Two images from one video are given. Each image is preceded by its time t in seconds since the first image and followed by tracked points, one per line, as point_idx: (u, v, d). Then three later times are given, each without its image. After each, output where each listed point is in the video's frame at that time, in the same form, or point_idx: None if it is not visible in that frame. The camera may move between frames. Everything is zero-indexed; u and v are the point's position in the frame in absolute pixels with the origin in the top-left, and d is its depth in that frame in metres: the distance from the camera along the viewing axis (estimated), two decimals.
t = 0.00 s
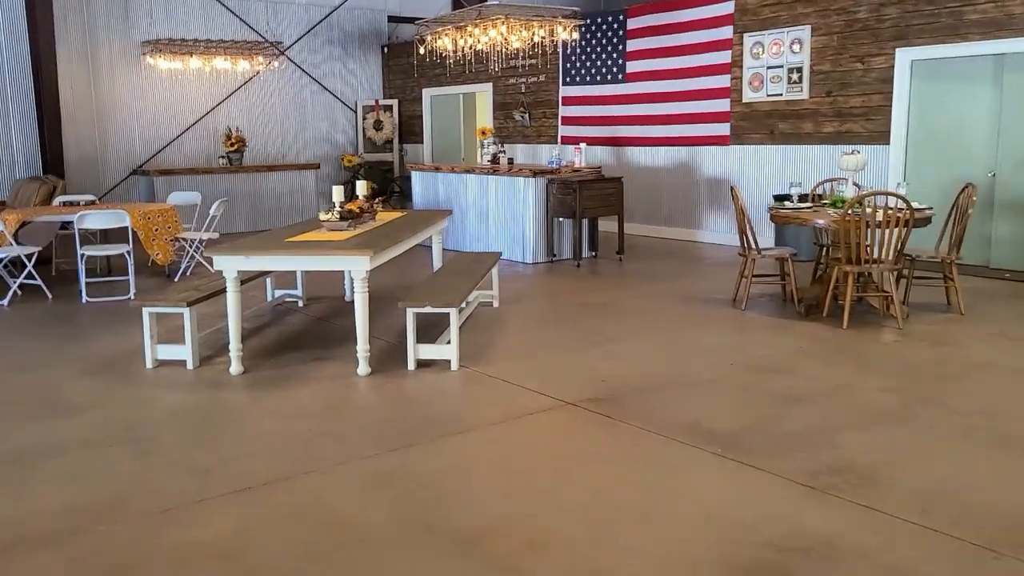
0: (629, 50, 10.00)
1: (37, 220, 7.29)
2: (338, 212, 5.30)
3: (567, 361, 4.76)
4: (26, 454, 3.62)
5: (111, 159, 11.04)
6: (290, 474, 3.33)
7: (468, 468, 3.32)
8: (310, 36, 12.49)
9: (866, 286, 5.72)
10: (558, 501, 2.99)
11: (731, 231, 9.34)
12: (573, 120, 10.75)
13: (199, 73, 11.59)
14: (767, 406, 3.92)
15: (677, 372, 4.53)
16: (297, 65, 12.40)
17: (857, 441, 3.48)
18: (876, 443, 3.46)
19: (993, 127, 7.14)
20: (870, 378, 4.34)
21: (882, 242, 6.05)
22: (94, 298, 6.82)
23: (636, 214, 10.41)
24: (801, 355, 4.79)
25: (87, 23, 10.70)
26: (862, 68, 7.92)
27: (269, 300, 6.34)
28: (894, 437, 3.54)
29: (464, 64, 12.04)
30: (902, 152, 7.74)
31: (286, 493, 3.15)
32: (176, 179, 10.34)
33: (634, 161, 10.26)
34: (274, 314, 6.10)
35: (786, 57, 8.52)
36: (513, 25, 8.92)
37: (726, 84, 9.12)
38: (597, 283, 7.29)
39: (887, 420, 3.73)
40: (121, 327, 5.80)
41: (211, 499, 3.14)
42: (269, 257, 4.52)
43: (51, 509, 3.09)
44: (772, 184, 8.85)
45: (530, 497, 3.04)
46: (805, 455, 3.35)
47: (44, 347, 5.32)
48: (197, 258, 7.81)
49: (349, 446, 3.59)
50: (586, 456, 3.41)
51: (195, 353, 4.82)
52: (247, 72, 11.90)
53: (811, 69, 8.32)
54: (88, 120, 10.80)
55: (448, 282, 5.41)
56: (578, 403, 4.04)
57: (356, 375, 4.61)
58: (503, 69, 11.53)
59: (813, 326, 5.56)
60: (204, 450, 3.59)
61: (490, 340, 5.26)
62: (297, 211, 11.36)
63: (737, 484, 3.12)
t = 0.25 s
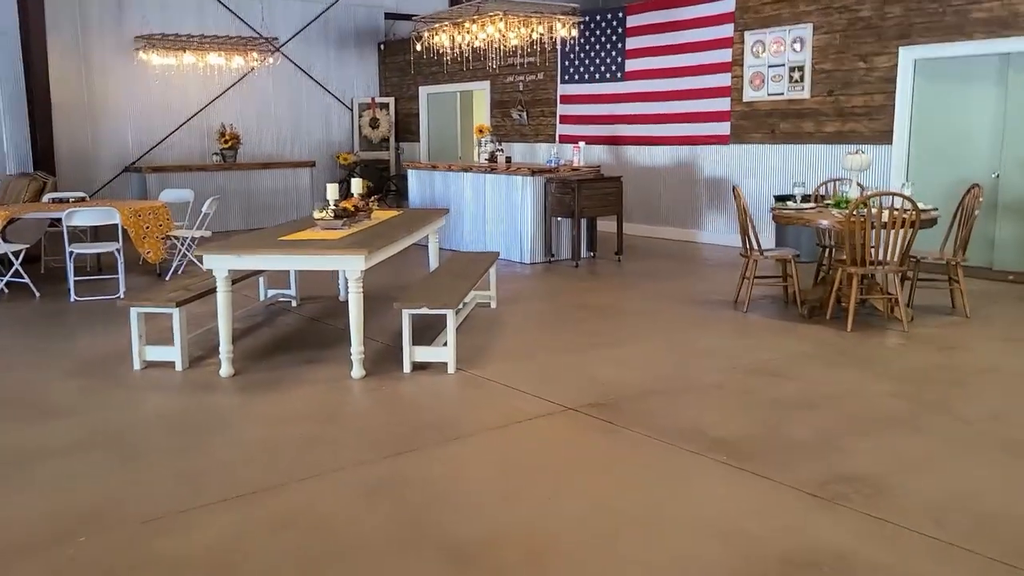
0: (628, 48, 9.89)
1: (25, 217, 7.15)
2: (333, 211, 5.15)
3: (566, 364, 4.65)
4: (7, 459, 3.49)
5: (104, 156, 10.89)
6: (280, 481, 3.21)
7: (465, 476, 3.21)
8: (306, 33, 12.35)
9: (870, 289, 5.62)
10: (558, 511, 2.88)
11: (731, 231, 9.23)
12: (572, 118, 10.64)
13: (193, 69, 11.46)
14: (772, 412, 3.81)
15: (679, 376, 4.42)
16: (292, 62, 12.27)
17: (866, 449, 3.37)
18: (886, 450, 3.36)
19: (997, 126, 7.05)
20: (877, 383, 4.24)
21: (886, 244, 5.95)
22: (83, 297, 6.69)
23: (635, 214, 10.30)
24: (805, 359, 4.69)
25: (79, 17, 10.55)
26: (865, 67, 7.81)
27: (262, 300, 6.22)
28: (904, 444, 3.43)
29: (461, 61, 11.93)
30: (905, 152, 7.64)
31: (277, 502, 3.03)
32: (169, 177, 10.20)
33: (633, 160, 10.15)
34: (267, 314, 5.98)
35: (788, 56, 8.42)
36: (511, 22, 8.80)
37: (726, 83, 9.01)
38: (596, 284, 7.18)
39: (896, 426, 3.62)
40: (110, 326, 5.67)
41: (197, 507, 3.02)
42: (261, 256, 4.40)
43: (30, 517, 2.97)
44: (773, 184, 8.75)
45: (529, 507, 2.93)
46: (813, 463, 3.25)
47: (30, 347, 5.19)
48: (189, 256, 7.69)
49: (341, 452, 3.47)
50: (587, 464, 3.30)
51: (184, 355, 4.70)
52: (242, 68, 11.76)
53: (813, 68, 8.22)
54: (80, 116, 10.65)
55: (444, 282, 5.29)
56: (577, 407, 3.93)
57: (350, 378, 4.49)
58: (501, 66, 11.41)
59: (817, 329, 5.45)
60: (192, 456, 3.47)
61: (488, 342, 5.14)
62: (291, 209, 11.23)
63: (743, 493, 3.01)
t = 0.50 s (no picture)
0: (617, 52, 9.78)
1: None
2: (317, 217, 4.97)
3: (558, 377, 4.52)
4: None
5: (83, 159, 10.67)
6: (261, 505, 3.06)
7: (455, 499, 3.07)
8: (291, 35, 12.18)
9: (866, 298, 5.52)
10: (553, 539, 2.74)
11: (721, 237, 9.13)
12: (560, 123, 10.53)
13: (175, 70, 11.26)
14: (772, 428, 3.69)
15: (674, 389, 4.30)
16: (277, 64, 12.09)
17: (871, 467, 3.25)
18: (892, 470, 3.24)
19: (991, 132, 6.97)
20: (877, 396, 4.13)
21: (882, 252, 5.85)
22: (59, 305, 6.49)
23: (624, 219, 10.18)
24: (802, 371, 4.57)
25: (58, 18, 10.34)
26: (857, 72, 7.73)
27: (244, 309, 6.06)
28: (909, 462, 3.32)
29: (448, 65, 11.81)
30: (898, 159, 7.56)
31: (257, 529, 2.88)
32: (150, 181, 9.99)
33: (623, 165, 10.04)
34: (249, 323, 5.82)
35: (779, 61, 8.33)
36: (500, 25, 8.68)
37: (717, 88, 8.91)
38: (587, 291, 7.06)
39: (900, 443, 3.51)
40: (86, 337, 5.50)
41: (174, 534, 2.87)
42: (242, 265, 4.24)
43: None
44: (764, 190, 8.65)
45: (523, 534, 2.79)
46: (817, 483, 3.13)
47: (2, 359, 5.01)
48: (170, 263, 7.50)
49: (325, 473, 3.32)
50: (583, 484, 3.16)
51: (161, 367, 4.55)
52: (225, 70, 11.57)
53: (804, 73, 8.14)
54: (59, 118, 10.43)
55: (432, 291, 5.15)
56: (570, 423, 3.80)
57: (335, 391, 4.34)
58: (489, 70, 11.29)
59: (813, 338, 5.35)
60: (168, 478, 3.32)
61: (477, 353, 5.00)
62: (275, 213, 11.04)
63: (746, 516, 2.88)
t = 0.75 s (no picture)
0: (608, 53, 9.70)
1: None
2: (305, 222, 4.86)
3: (552, 385, 4.42)
4: None
5: (66, 160, 10.50)
6: (248, 523, 2.94)
7: (450, 515, 2.96)
8: (277, 35, 12.04)
9: (863, 302, 5.44)
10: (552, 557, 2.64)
11: (714, 239, 9.06)
12: (550, 124, 10.44)
13: (160, 71, 11.10)
14: (773, 437, 3.60)
15: (672, 397, 4.21)
16: (263, 65, 11.95)
17: (876, 478, 3.17)
18: (898, 481, 3.16)
19: (986, 133, 6.92)
20: (878, 403, 4.05)
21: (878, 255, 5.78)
22: (41, 312, 6.35)
23: (616, 221, 10.10)
24: (801, 377, 4.50)
25: (40, 18, 10.16)
26: (850, 73, 7.68)
27: (230, 314, 5.94)
28: (914, 472, 3.24)
29: (437, 65, 11.70)
30: (891, 160, 7.51)
31: (243, 548, 2.76)
32: (134, 183, 9.82)
33: (614, 167, 9.95)
34: (236, 330, 5.70)
35: (771, 62, 8.27)
36: (489, 25, 8.58)
37: (708, 89, 8.84)
38: (579, 295, 6.97)
39: (905, 453, 3.43)
40: (67, 345, 5.36)
41: (156, 553, 2.75)
42: (229, 272, 4.12)
43: None
44: (757, 192, 8.59)
45: (521, 552, 2.69)
46: (822, 496, 3.04)
47: None
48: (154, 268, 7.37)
49: (315, 487, 3.21)
50: (582, 499, 3.06)
51: (145, 377, 4.43)
52: (211, 71, 11.42)
53: (796, 74, 8.08)
54: (41, 119, 10.24)
55: (423, 297, 5.04)
56: (567, 433, 3.70)
57: (324, 401, 4.22)
58: (478, 71, 11.19)
59: (810, 343, 5.27)
60: (151, 494, 3.19)
61: (469, 360, 4.90)
62: (263, 215, 10.91)
63: (751, 531, 2.79)
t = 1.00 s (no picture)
0: (598, 55, 9.62)
1: None
2: (292, 228, 4.74)
3: (546, 396, 4.32)
4: None
5: (49, 164, 10.32)
6: (231, 544, 2.83)
7: (442, 535, 2.85)
8: (264, 36, 11.90)
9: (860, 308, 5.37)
10: None
11: (706, 242, 8.98)
12: (540, 127, 10.34)
13: (144, 73, 10.94)
14: (774, 450, 3.51)
15: (668, 407, 4.11)
16: (250, 67, 11.80)
17: (882, 494, 3.08)
18: (903, 496, 3.07)
19: (981, 136, 6.86)
20: (879, 413, 3.97)
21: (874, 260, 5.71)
22: (20, 319, 6.20)
23: (606, 224, 10.01)
24: (800, 386, 4.41)
25: (21, 19, 9.98)
26: (843, 75, 7.61)
27: (216, 322, 5.80)
28: (920, 488, 3.15)
29: (425, 68, 11.59)
30: (884, 163, 7.45)
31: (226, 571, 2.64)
32: (117, 187, 9.67)
33: (604, 170, 9.86)
34: (221, 337, 5.57)
35: (763, 64, 8.20)
36: (479, 27, 8.47)
37: (700, 92, 8.77)
38: (571, 300, 6.87)
39: (909, 467, 3.34)
40: (48, 354, 5.22)
41: None
42: (213, 280, 3.98)
43: None
44: (749, 195, 8.52)
45: None
46: (827, 512, 2.95)
47: None
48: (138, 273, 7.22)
49: (301, 506, 3.10)
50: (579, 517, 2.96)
51: (127, 389, 4.30)
52: (196, 73, 11.27)
53: (789, 76, 8.01)
54: (22, 122, 10.07)
55: (413, 304, 4.93)
56: (562, 447, 3.60)
57: (311, 413, 4.11)
58: (467, 73, 11.08)
59: (806, 350, 5.19)
60: (131, 513, 3.07)
61: (460, 369, 4.79)
62: (250, 220, 10.77)
63: (754, 550, 2.70)
